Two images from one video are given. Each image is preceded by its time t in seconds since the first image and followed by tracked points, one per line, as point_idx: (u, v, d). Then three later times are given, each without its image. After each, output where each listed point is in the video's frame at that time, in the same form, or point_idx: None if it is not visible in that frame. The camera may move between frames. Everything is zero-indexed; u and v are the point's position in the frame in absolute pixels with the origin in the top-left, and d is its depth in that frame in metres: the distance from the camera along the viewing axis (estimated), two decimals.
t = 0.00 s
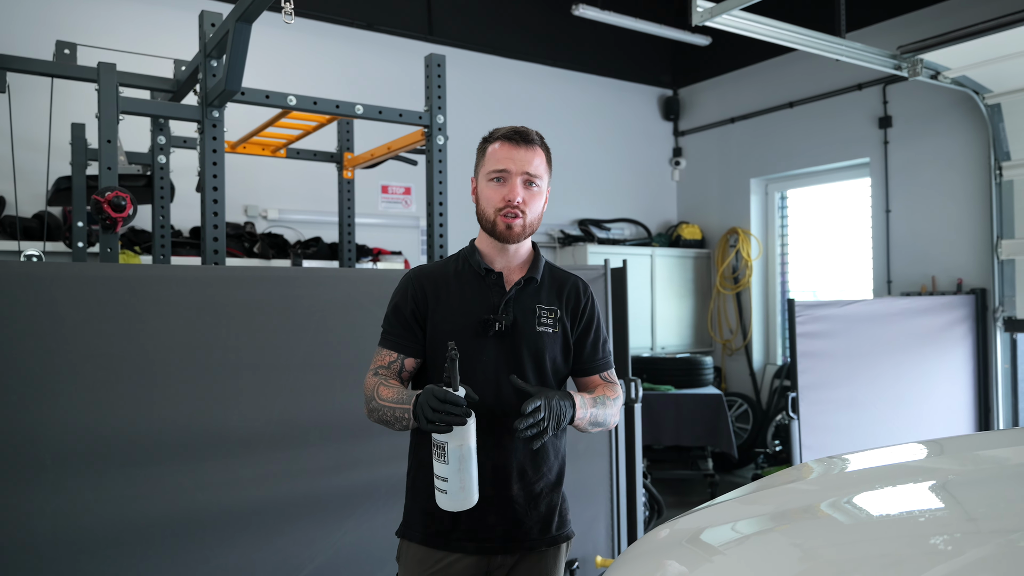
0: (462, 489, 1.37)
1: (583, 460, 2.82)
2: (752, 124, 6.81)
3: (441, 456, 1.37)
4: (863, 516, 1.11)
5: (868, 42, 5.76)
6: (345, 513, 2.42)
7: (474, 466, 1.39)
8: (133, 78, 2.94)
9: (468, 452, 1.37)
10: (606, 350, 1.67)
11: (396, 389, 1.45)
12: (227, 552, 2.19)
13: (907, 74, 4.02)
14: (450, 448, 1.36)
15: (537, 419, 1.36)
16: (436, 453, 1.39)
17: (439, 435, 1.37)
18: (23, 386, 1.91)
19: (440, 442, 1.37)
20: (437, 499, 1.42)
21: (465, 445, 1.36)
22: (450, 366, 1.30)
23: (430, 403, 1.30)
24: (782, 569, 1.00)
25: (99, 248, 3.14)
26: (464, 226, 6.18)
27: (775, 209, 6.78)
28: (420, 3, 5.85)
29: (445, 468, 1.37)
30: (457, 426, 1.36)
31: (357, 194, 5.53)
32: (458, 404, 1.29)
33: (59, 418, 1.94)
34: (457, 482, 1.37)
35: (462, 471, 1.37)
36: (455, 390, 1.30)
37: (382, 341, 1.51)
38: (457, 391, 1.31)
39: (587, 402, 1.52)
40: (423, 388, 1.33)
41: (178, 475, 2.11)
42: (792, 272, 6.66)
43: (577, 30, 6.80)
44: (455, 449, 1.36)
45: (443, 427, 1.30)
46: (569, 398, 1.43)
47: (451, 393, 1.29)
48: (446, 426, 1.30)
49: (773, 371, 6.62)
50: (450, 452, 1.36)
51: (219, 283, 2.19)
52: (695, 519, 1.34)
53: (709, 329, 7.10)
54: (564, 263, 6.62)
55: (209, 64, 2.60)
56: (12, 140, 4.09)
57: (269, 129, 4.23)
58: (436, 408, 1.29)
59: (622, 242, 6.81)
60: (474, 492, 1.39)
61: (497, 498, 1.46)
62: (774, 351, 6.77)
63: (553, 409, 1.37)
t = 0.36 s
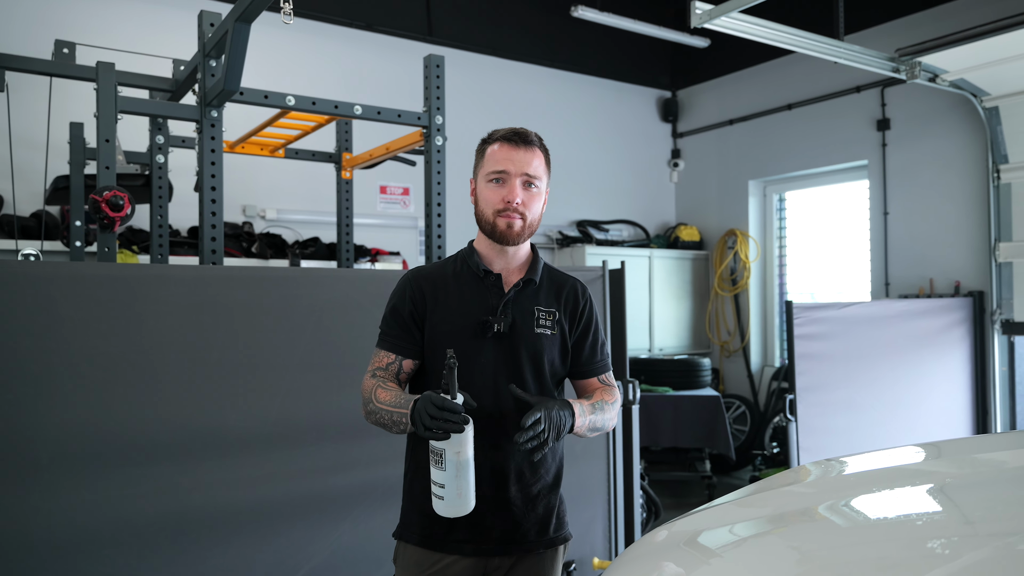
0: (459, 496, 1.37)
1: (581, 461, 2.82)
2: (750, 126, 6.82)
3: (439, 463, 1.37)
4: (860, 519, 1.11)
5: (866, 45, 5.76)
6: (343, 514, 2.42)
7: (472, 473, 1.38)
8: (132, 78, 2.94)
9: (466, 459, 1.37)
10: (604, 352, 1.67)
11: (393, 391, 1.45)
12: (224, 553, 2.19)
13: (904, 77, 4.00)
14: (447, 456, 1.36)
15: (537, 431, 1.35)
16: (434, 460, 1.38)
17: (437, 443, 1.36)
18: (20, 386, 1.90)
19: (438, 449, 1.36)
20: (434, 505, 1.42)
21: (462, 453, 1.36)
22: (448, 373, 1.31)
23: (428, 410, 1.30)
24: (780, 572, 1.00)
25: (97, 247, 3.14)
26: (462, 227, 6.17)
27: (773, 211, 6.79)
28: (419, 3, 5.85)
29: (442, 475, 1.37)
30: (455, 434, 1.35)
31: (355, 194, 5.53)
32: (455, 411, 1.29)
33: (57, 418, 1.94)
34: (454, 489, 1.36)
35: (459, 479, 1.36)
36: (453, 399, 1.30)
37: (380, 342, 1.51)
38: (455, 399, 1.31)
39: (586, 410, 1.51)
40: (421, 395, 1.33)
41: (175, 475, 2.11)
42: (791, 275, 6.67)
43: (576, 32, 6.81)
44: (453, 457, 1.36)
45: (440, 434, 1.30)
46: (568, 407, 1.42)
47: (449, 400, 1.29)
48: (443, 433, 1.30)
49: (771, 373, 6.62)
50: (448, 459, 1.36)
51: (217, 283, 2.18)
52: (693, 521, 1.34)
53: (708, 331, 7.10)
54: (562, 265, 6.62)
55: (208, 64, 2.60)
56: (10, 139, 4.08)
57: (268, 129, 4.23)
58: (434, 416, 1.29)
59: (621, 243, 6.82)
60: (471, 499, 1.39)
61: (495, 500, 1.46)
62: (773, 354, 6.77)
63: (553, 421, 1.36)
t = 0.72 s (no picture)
0: (450, 510, 1.33)
1: (580, 463, 2.82)
2: (749, 128, 6.82)
3: (439, 472, 1.32)
4: (858, 520, 1.11)
5: (865, 47, 5.77)
6: (341, 515, 2.42)
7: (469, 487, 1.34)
8: (130, 78, 2.94)
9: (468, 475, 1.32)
10: (609, 348, 1.67)
11: (387, 390, 1.45)
12: (221, 554, 2.18)
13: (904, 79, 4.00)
14: (450, 467, 1.31)
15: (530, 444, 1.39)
16: (434, 468, 1.33)
17: (442, 452, 1.31)
18: (17, 386, 1.89)
19: (441, 458, 1.31)
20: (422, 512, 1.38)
21: (465, 469, 1.31)
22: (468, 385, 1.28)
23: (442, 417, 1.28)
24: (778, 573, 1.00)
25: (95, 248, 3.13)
26: (460, 227, 6.17)
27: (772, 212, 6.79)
28: (419, 4, 5.85)
29: (441, 485, 1.32)
30: (463, 446, 1.30)
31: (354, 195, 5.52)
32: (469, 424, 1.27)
33: (54, 418, 1.93)
34: (448, 503, 1.32)
35: (456, 492, 1.32)
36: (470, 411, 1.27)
37: (376, 340, 1.49)
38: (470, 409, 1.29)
39: (586, 417, 1.51)
40: (433, 401, 1.31)
41: (172, 475, 2.10)
42: (789, 276, 6.68)
43: (576, 33, 6.82)
44: (455, 469, 1.31)
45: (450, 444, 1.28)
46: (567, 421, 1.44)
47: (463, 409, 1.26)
48: (454, 442, 1.27)
49: (769, 375, 6.62)
50: (450, 471, 1.31)
51: (216, 284, 2.18)
52: (691, 522, 1.33)
53: (707, 332, 7.10)
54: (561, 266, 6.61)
55: (207, 64, 2.60)
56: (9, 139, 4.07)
57: (268, 130, 4.22)
58: (447, 424, 1.27)
59: (620, 245, 6.82)
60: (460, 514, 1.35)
61: (494, 502, 1.45)
62: (771, 355, 6.77)
63: (547, 438, 1.39)
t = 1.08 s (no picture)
0: (468, 487, 1.35)
1: (579, 463, 2.82)
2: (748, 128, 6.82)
3: (450, 451, 1.36)
4: (857, 521, 1.11)
5: (863, 47, 5.78)
6: (339, 515, 2.42)
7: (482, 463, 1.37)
8: (128, 78, 2.93)
9: (478, 448, 1.36)
10: (600, 354, 1.68)
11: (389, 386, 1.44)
12: (219, 554, 2.18)
13: (902, 79, 4.00)
14: (459, 442, 1.35)
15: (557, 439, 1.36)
16: (444, 448, 1.37)
17: (449, 429, 1.36)
18: (14, 386, 1.89)
19: (450, 436, 1.36)
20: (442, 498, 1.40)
21: (474, 441, 1.35)
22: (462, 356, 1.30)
23: (441, 395, 1.29)
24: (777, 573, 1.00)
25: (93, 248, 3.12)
26: (459, 227, 6.17)
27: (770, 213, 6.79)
28: (418, 4, 5.85)
29: (453, 463, 1.35)
30: (468, 420, 1.35)
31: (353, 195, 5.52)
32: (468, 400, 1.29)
33: (52, 419, 1.93)
34: (464, 479, 1.35)
35: (470, 467, 1.35)
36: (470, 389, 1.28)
37: (375, 342, 1.50)
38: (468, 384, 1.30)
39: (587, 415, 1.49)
40: (433, 382, 1.32)
41: (170, 476, 2.10)
42: (787, 276, 6.68)
43: (575, 33, 6.81)
44: (465, 444, 1.35)
45: (453, 421, 1.29)
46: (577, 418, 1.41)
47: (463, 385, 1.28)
48: (458, 418, 1.29)
49: (768, 375, 6.62)
50: (460, 446, 1.35)
51: (214, 284, 2.18)
52: (690, 523, 1.33)
53: (705, 332, 7.11)
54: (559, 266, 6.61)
55: (205, 64, 2.59)
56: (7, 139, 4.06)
57: (266, 129, 4.22)
58: (447, 402, 1.28)
59: (618, 245, 6.82)
60: (479, 491, 1.37)
61: (493, 501, 1.45)
62: (770, 355, 6.77)
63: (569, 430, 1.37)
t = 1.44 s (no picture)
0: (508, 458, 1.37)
1: (577, 463, 2.82)
2: (747, 128, 6.82)
3: (479, 431, 1.35)
4: (854, 521, 1.11)
5: (862, 47, 5.78)
6: (337, 515, 2.42)
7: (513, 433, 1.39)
8: (126, 77, 2.92)
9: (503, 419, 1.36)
10: (595, 357, 1.68)
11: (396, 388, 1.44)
12: (217, 554, 2.18)
13: (900, 79, 4.01)
14: (488, 421, 1.34)
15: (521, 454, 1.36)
16: (472, 430, 1.36)
17: (473, 411, 1.34)
18: (12, 386, 1.89)
19: (476, 417, 1.34)
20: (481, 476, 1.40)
21: (500, 413, 1.35)
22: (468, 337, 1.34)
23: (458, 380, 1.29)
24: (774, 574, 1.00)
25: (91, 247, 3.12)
26: (458, 227, 6.17)
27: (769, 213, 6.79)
28: (416, 4, 5.85)
29: (488, 442, 1.35)
30: (491, 398, 1.34)
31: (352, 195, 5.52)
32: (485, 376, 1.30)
33: (51, 418, 1.93)
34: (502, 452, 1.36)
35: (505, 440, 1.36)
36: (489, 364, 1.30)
37: (376, 342, 1.49)
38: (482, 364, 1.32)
39: (563, 434, 1.49)
40: (449, 369, 1.32)
41: (168, 476, 2.10)
42: (786, 276, 6.69)
43: (573, 33, 6.81)
44: (492, 420, 1.35)
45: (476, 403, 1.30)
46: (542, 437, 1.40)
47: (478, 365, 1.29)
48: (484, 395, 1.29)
49: (766, 375, 6.62)
50: (489, 425, 1.35)
51: (213, 283, 2.17)
52: (688, 523, 1.33)
53: (704, 332, 7.11)
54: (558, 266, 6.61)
55: (203, 64, 2.59)
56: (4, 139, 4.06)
57: (264, 129, 4.21)
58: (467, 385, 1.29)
59: (617, 245, 6.82)
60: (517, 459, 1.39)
61: (491, 501, 1.45)
62: (768, 355, 6.77)
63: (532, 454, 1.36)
